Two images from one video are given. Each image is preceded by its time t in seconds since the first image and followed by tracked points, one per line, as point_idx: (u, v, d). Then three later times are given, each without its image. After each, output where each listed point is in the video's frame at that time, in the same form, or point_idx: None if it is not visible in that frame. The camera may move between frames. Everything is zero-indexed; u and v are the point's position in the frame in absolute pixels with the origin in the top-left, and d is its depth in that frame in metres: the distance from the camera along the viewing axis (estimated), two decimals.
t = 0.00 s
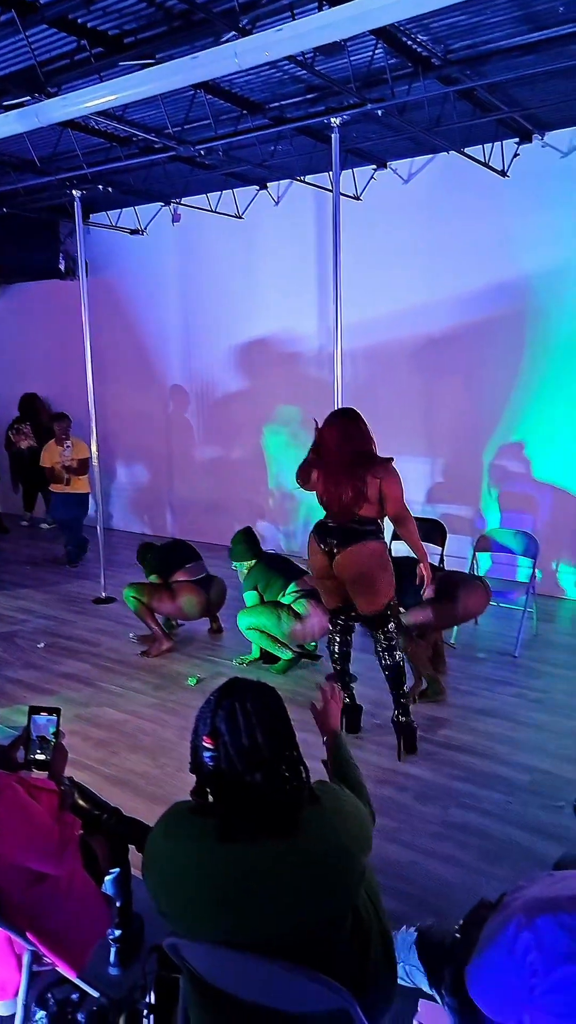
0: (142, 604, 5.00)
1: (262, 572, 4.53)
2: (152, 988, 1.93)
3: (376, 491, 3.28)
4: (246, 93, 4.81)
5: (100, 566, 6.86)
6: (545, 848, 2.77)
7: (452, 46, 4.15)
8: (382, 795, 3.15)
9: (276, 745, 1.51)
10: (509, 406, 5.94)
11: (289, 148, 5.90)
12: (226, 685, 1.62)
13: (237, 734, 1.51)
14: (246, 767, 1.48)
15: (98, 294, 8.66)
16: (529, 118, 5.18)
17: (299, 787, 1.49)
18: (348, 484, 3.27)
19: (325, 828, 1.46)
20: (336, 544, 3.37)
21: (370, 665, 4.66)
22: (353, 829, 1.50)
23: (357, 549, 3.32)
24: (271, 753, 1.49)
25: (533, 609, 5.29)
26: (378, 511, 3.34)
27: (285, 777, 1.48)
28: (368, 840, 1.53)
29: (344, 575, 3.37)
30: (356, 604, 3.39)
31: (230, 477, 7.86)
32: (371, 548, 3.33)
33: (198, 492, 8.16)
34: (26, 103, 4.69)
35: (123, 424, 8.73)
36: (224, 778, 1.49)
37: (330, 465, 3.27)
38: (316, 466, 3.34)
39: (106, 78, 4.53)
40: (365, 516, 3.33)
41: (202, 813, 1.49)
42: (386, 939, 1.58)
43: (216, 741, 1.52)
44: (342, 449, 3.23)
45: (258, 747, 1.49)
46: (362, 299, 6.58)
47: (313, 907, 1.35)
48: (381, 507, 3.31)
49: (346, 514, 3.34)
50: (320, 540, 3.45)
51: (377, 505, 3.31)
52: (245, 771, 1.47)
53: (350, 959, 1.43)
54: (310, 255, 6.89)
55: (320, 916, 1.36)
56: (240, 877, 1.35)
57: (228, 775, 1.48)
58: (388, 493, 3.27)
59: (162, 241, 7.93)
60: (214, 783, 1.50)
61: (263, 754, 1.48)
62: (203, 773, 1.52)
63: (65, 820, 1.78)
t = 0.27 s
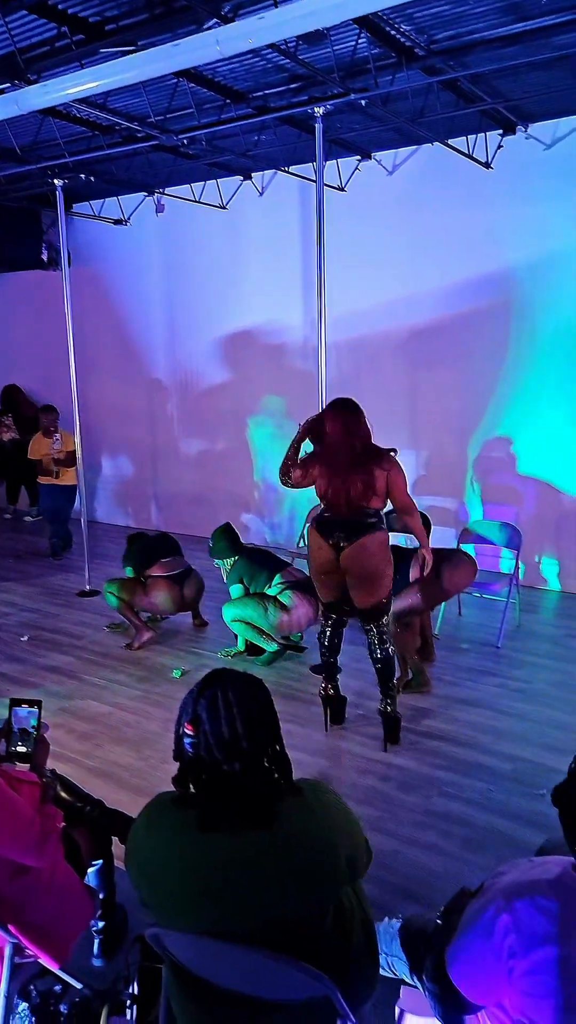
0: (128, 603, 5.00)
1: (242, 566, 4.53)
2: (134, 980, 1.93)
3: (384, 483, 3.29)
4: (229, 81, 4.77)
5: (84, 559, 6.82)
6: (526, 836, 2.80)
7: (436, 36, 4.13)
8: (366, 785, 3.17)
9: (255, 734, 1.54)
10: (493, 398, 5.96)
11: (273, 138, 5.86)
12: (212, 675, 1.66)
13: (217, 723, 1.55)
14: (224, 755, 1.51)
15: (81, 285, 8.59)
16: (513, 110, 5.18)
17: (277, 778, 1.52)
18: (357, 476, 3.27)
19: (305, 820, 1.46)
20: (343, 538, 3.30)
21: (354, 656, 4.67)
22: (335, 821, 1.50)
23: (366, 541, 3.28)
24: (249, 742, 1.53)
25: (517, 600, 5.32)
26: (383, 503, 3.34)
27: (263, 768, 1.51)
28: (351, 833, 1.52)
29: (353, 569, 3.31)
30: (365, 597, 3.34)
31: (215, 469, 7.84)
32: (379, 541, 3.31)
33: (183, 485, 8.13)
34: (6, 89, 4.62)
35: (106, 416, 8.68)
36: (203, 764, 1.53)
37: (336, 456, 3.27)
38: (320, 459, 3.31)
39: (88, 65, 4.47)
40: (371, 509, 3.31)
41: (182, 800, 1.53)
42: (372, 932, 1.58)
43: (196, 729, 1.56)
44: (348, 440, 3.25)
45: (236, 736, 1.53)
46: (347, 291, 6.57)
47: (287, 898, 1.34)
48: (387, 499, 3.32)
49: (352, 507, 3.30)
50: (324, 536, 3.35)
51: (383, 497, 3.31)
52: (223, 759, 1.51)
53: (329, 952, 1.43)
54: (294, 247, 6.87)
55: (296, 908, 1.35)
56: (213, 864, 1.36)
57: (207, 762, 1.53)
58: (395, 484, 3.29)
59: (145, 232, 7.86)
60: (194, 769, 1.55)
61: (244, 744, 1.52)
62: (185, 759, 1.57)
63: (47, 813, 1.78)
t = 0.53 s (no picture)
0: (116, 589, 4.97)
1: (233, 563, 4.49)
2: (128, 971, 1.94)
3: (396, 477, 3.33)
4: (221, 71, 4.75)
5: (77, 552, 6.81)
6: (518, 826, 2.82)
7: (428, 26, 4.11)
8: (359, 777, 3.18)
9: (249, 727, 1.52)
10: (487, 391, 5.96)
11: (265, 129, 5.83)
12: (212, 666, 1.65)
13: (212, 714, 1.53)
14: (217, 747, 1.50)
15: (72, 277, 8.54)
16: (505, 102, 5.16)
17: (271, 773, 1.49)
18: (370, 471, 3.29)
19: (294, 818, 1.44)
20: (358, 534, 3.32)
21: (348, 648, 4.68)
22: (326, 819, 1.47)
23: (380, 536, 3.33)
24: (242, 734, 1.51)
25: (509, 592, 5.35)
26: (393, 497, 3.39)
27: (255, 761, 1.48)
28: (342, 830, 1.50)
29: (367, 563, 3.35)
30: (378, 591, 3.38)
31: (208, 462, 7.83)
32: (391, 534, 3.35)
33: (177, 478, 8.11)
34: None
35: (99, 409, 8.65)
36: (197, 755, 1.52)
37: (350, 452, 3.27)
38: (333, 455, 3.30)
39: (79, 54, 4.44)
40: (384, 503, 3.35)
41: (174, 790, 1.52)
42: (363, 928, 1.57)
43: (192, 718, 1.55)
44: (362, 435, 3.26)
45: (229, 728, 1.51)
46: (340, 283, 6.56)
47: (269, 895, 1.33)
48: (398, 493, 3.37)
49: (365, 503, 3.33)
50: (337, 532, 3.36)
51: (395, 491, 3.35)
52: (215, 751, 1.49)
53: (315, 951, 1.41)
54: (287, 238, 6.84)
55: (277, 905, 1.34)
56: (195, 858, 1.36)
57: (200, 753, 1.51)
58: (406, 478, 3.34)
59: (137, 223, 7.82)
60: (187, 759, 1.53)
61: (239, 737, 1.50)
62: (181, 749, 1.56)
63: (38, 804, 1.78)
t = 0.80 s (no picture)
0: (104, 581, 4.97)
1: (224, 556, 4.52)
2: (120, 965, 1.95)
3: (402, 472, 3.35)
4: (212, 63, 4.72)
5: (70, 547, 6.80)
6: (509, 817, 2.83)
7: (421, 18, 4.09)
8: (352, 769, 3.19)
9: (252, 721, 1.52)
10: (480, 385, 5.97)
11: (257, 121, 5.81)
12: (220, 658, 1.64)
13: (217, 705, 1.53)
14: (218, 739, 1.49)
15: (64, 270, 8.50)
16: (498, 95, 5.16)
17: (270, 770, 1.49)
18: (376, 468, 3.29)
19: (288, 817, 1.44)
20: (364, 530, 3.32)
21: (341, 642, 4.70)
22: (321, 819, 1.47)
23: (386, 531, 3.33)
24: (244, 728, 1.51)
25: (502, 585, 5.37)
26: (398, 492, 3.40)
27: (255, 757, 1.48)
28: (336, 829, 1.50)
29: (374, 559, 3.35)
30: (385, 586, 3.39)
31: (201, 456, 7.82)
32: (397, 529, 3.36)
33: (170, 472, 8.09)
34: None
35: (92, 403, 8.63)
36: (199, 746, 1.51)
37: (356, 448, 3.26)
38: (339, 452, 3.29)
39: (69, 45, 4.41)
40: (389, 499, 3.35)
41: (173, 780, 1.52)
42: (354, 924, 1.57)
43: (197, 708, 1.55)
44: (369, 432, 3.25)
45: (233, 722, 1.50)
46: (333, 276, 6.54)
47: (258, 891, 1.34)
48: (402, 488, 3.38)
49: (371, 499, 3.33)
50: (343, 529, 3.36)
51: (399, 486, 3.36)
52: (216, 744, 1.49)
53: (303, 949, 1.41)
54: (280, 231, 6.82)
55: (267, 902, 1.35)
56: (188, 849, 1.37)
57: (202, 744, 1.51)
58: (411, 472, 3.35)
59: (129, 216, 7.78)
60: (189, 750, 1.52)
61: (242, 731, 1.50)
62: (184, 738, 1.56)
63: (29, 798, 1.80)
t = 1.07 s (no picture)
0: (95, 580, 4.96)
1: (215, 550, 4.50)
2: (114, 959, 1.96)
3: (404, 468, 3.38)
4: (207, 57, 4.70)
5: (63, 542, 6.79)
6: (501, 810, 2.85)
7: (416, 12, 4.07)
8: (346, 764, 3.20)
9: (255, 719, 1.52)
10: (474, 380, 5.97)
11: (252, 115, 5.79)
12: (225, 652, 1.64)
13: (221, 700, 1.53)
14: (221, 735, 1.50)
15: (58, 264, 8.47)
16: (493, 90, 5.15)
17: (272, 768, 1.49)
18: (377, 465, 3.29)
19: (288, 815, 1.45)
20: (366, 528, 3.32)
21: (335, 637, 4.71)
22: (318, 819, 1.48)
23: (388, 528, 3.35)
24: (248, 726, 1.50)
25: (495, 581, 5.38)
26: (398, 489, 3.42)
27: (257, 755, 1.48)
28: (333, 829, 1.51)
29: (376, 556, 3.36)
30: (386, 583, 3.39)
31: (196, 451, 7.81)
32: (398, 526, 3.38)
33: (164, 467, 8.08)
34: None
35: (86, 397, 8.60)
36: (201, 740, 1.51)
37: (358, 446, 3.25)
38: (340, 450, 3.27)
39: (62, 37, 4.38)
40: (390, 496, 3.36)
41: (173, 772, 1.52)
42: (348, 919, 1.58)
43: (200, 702, 1.55)
44: (374, 429, 3.25)
45: (236, 718, 1.50)
46: (328, 270, 6.53)
47: (255, 888, 1.35)
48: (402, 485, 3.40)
49: (373, 497, 3.33)
50: (345, 527, 3.35)
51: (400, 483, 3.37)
52: (220, 739, 1.49)
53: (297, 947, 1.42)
54: (275, 226, 6.80)
55: (264, 899, 1.35)
56: (186, 843, 1.38)
57: (205, 739, 1.51)
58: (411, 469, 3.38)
59: (124, 210, 7.75)
60: (190, 744, 1.52)
61: (245, 728, 1.50)
62: (186, 731, 1.56)
63: (22, 792, 1.80)
